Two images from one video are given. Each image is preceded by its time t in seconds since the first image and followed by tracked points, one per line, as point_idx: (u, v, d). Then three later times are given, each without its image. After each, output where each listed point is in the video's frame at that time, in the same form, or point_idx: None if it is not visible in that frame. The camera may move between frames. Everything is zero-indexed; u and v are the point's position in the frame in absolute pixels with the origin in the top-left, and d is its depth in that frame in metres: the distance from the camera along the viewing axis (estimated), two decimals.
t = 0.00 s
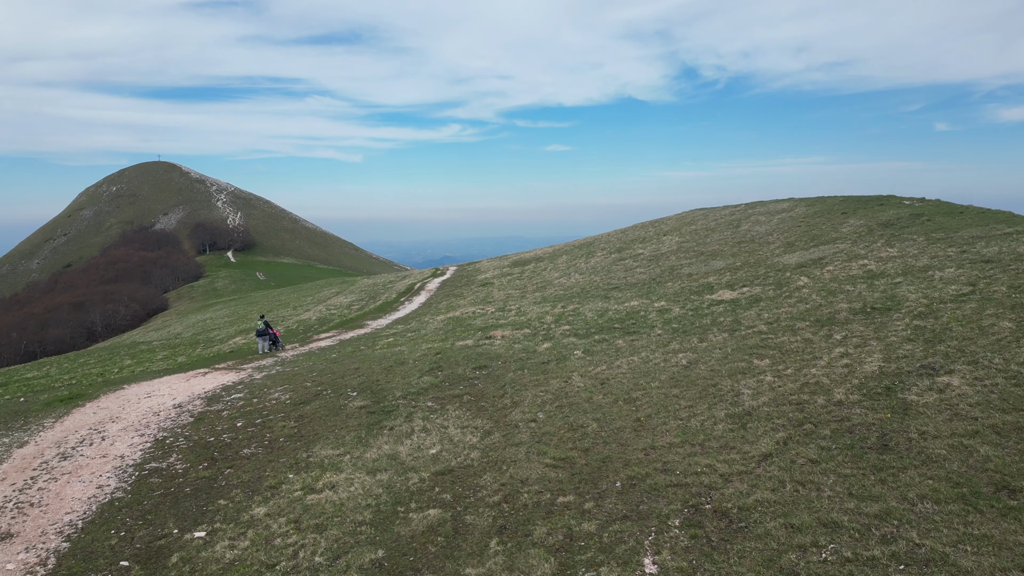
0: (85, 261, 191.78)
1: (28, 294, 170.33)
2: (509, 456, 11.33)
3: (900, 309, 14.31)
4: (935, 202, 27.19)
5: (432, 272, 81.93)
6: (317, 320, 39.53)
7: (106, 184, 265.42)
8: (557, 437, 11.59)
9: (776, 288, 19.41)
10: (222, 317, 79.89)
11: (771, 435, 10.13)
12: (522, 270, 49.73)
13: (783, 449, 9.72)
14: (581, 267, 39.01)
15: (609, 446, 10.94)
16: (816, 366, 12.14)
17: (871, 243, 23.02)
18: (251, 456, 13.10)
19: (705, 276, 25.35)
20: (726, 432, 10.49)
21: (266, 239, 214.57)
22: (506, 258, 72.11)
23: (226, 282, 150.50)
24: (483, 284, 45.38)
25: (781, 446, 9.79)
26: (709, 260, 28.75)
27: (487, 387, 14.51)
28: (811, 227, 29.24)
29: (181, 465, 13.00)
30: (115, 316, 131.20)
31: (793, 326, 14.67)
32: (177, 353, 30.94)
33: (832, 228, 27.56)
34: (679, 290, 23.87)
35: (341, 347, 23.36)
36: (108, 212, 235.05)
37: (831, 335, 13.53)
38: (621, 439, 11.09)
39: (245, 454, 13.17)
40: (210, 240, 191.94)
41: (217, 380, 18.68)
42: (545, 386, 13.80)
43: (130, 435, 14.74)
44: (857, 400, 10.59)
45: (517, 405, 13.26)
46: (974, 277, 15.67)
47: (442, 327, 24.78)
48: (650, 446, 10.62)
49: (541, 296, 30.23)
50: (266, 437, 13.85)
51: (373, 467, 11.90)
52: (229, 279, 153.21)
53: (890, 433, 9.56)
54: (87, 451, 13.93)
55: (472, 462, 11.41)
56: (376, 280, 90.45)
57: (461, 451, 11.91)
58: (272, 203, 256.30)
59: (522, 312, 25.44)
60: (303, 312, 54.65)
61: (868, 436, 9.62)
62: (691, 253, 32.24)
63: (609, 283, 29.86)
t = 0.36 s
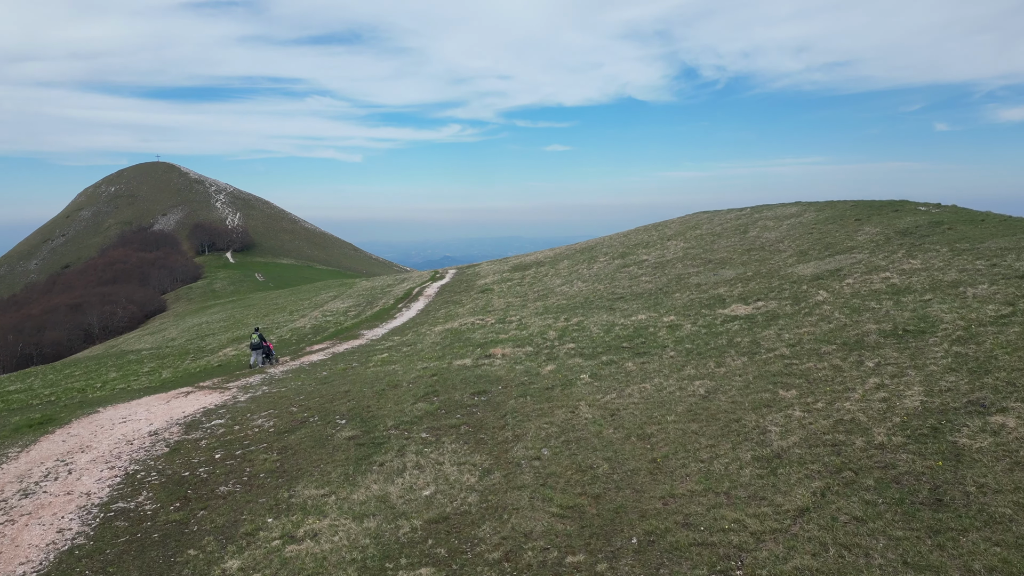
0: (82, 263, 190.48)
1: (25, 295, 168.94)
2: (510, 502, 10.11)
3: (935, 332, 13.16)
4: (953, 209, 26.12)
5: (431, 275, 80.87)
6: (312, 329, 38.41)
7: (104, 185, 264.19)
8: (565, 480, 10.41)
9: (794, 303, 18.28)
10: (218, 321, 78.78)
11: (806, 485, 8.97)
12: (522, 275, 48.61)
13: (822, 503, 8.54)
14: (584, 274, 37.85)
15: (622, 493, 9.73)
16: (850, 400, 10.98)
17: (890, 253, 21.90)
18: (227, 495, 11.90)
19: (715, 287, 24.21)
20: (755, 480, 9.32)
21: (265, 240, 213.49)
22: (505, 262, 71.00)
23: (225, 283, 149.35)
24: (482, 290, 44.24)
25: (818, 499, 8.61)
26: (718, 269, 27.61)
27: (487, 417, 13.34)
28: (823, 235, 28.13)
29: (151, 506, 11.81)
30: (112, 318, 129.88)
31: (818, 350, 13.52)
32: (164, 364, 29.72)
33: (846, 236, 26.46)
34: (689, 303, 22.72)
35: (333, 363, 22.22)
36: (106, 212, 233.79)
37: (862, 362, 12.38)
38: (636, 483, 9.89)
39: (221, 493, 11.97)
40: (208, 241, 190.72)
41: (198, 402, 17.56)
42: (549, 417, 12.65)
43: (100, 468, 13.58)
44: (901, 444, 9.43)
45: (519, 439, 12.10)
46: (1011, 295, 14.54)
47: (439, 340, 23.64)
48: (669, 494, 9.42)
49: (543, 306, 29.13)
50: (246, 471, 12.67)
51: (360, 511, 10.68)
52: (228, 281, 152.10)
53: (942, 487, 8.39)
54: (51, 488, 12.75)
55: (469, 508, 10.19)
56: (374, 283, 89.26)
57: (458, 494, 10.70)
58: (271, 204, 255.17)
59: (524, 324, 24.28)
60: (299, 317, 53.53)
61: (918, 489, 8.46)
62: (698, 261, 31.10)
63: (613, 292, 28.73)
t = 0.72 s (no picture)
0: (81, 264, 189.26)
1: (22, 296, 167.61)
2: (511, 560, 8.84)
3: (977, 360, 12.01)
4: (974, 217, 25.04)
5: (430, 278, 79.74)
6: (306, 338, 37.25)
7: (103, 186, 263.21)
8: (573, 532, 9.19)
9: (813, 320, 17.16)
10: (214, 325, 77.55)
11: (851, 547, 7.74)
12: (523, 280, 47.44)
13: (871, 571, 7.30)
14: (586, 281, 36.66)
15: (639, 551, 8.51)
16: (891, 441, 9.83)
17: (911, 264, 20.80)
18: (199, 541, 10.65)
19: (726, 299, 23.10)
20: (790, 539, 8.11)
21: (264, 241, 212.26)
22: (505, 266, 69.84)
23: (223, 285, 148.22)
24: (482, 297, 43.05)
25: (867, 567, 7.38)
26: (727, 279, 26.46)
27: (486, 451, 12.18)
28: (837, 242, 27.02)
29: (114, 554, 10.47)
30: (109, 320, 128.65)
31: (848, 379, 12.37)
32: (152, 377, 28.60)
33: (861, 244, 25.35)
34: (699, 316, 21.58)
35: (325, 379, 21.10)
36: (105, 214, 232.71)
37: (899, 395, 11.23)
38: (655, 539, 8.68)
39: (192, 539, 10.71)
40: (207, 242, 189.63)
41: (177, 426, 16.40)
42: (554, 454, 11.50)
43: (64, 506, 12.38)
44: (956, 498, 8.25)
45: (521, 480, 10.92)
46: None
47: (436, 355, 22.52)
48: (693, 554, 8.19)
49: (545, 316, 27.98)
50: (221, 513, 11.47)
51: (343, 565, 9.38)
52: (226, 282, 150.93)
53: (1013, 552, 7.06)
54: (7, 530, 11.50)
55: (465, 564, 8.92)
56: (373, 286, 88.16)
57: (452, 546, 9.45)
58: (270, 204, 254.03)
59: (525, 337, 23.15)
60: (295, 324, 52.37)
61: (983, 556, 7.12)
62: (706, 269, 29.95)
63: (618, 302, 27.59)
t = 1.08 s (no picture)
0: (78, 266, 188.02)
1: (19, 298, 166.21)
2: None
3: None
4: (996, 226, 23.97)
5: (428, 282, 78.58)
6: (300, 347, 36.06)
7: (102, 186, 262.21)
8: None
9: (835, 339, 16.03)
10: (209, 329, 76.28)
11: None
12: (524, 287, 46.28)
13: None
14: (589, 289, 35.47)
15: None
16: (943, 493, 8.65)
17: (936, 277, 19.67)
18: None
19: (738, 312, 21.98)
20: None
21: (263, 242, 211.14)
22: (505, 270, 68.70)
23: (221, 286, 147.21)
24: (482, 304, 41.87)
25: None
26: (738, 290, 25.29)
27: (484, 491, 10.99)
28: (852, 251, 25.90)
29: None
30: (107, 322, 127.45)
31: (883, 413, 11.22)
32: (137, 391, 27.39)
33: (879, 253, 24.26)
34: (710, 331, 20.44)
35: (315, 399, 19.93)
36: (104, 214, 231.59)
37: (944, 436, 10.08)
38: None
39: None
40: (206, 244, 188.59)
41: (153, 455, 15.22)
42: (561, 498, 10.32)
43: (19, 551, 11.12)
44: None
45: (525, 530, 9.66)
46: None
47: (433, 371, 21.38)
48: None
49: (547, 328, 26.82)
50: (191, 562, 10.11)
51: None
52: (225, 284, 149.79)
53: None
54: None
55: None
56: (371, 289, 87.12)
57: None
58: (269, 205, 252.91)
59: (527, 352, 22.03)
60: (290, 330, 51.17)
61: None
62: (714, 278, 28.77)
63: (623, 313, 26.43)
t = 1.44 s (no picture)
0: (76, 266, 187.14)
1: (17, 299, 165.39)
2: None
3: None
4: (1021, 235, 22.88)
5: (427, 286, 77.52)
6: (294, 356, 34.90)
7: (102, 186, 261.51)
8: None
9: (861, 362, 14.89)
10: (205, 333, 75.11)
11: None
12: (524, 292, 45.15)
13: None
14: (592, 297, 34.35)
15: None
16: (1010, 558, 7.40)
17: (962, 291, 18.56)
18: None
19: (751, 327, 20.85)
20: None
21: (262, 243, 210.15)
22: (505, 274, 67.60)
23: (220, 287, 146.35)
24: (481, 311, 40.72)
25: None
26: (749, 301, 24.17)
27: (482, 540, 9.79)
28: (867, 260, 24.80)
29: None
30: (104, 323, 126.52)
31: (927, 455, 10.06)
32: (123, 406, 26.28)
33: (897, 263, 23.16)
34: (723, 347, 19.30)
35: (304, 420, 18.80)
36: (103, 214, 230.88)
37: (1001, 485, 8.89)
38: None
39: None
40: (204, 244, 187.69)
41: (126, 489, 14.09)
42: (569, 553, 9.08)
43: None
44: None
45: None
46: None
47: (429, 388, 20.25)
48: None
49: (549, 340, 25.67)
50: None
51: None
52: (224, 285, 148.70)
53: None
54: None
55: None
56: (371, 293, 86.11)
57: None
58: (268, 206, 251.76)
59: (529, 368, 20.91)
60: (285, 336, 50.01)
61: None
62: (723, 287, 27.65)
63: (629, 325, 25.30)
